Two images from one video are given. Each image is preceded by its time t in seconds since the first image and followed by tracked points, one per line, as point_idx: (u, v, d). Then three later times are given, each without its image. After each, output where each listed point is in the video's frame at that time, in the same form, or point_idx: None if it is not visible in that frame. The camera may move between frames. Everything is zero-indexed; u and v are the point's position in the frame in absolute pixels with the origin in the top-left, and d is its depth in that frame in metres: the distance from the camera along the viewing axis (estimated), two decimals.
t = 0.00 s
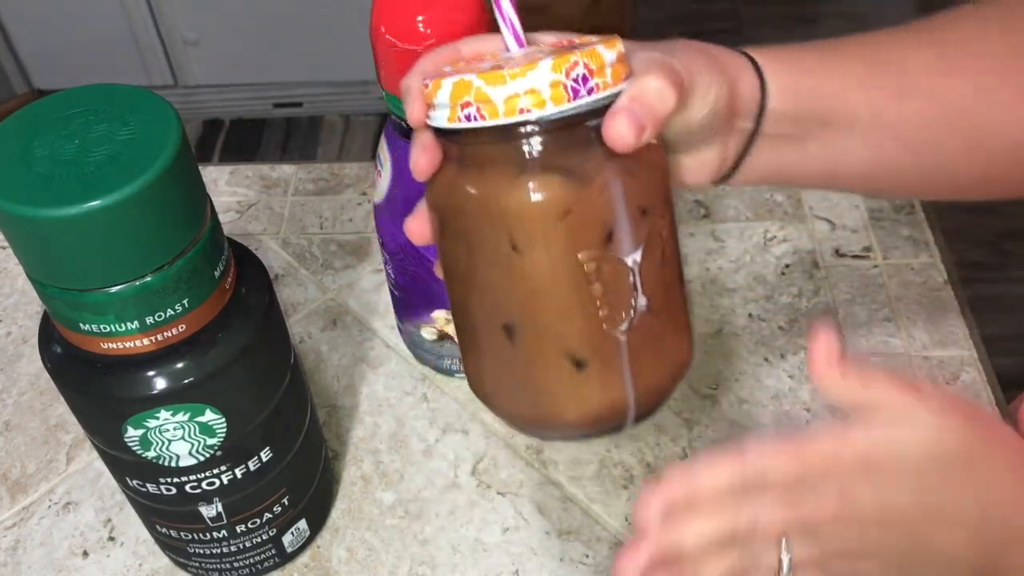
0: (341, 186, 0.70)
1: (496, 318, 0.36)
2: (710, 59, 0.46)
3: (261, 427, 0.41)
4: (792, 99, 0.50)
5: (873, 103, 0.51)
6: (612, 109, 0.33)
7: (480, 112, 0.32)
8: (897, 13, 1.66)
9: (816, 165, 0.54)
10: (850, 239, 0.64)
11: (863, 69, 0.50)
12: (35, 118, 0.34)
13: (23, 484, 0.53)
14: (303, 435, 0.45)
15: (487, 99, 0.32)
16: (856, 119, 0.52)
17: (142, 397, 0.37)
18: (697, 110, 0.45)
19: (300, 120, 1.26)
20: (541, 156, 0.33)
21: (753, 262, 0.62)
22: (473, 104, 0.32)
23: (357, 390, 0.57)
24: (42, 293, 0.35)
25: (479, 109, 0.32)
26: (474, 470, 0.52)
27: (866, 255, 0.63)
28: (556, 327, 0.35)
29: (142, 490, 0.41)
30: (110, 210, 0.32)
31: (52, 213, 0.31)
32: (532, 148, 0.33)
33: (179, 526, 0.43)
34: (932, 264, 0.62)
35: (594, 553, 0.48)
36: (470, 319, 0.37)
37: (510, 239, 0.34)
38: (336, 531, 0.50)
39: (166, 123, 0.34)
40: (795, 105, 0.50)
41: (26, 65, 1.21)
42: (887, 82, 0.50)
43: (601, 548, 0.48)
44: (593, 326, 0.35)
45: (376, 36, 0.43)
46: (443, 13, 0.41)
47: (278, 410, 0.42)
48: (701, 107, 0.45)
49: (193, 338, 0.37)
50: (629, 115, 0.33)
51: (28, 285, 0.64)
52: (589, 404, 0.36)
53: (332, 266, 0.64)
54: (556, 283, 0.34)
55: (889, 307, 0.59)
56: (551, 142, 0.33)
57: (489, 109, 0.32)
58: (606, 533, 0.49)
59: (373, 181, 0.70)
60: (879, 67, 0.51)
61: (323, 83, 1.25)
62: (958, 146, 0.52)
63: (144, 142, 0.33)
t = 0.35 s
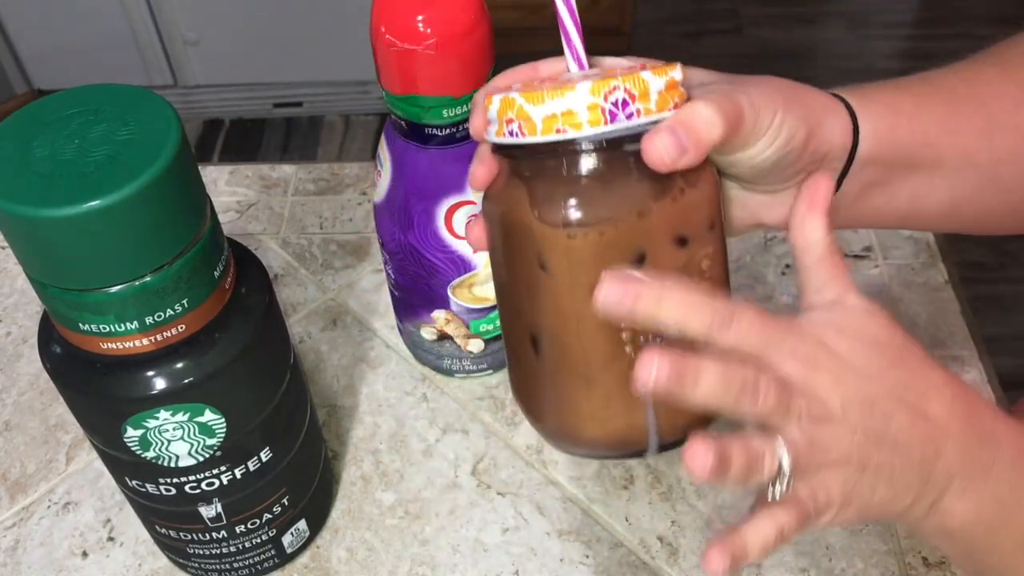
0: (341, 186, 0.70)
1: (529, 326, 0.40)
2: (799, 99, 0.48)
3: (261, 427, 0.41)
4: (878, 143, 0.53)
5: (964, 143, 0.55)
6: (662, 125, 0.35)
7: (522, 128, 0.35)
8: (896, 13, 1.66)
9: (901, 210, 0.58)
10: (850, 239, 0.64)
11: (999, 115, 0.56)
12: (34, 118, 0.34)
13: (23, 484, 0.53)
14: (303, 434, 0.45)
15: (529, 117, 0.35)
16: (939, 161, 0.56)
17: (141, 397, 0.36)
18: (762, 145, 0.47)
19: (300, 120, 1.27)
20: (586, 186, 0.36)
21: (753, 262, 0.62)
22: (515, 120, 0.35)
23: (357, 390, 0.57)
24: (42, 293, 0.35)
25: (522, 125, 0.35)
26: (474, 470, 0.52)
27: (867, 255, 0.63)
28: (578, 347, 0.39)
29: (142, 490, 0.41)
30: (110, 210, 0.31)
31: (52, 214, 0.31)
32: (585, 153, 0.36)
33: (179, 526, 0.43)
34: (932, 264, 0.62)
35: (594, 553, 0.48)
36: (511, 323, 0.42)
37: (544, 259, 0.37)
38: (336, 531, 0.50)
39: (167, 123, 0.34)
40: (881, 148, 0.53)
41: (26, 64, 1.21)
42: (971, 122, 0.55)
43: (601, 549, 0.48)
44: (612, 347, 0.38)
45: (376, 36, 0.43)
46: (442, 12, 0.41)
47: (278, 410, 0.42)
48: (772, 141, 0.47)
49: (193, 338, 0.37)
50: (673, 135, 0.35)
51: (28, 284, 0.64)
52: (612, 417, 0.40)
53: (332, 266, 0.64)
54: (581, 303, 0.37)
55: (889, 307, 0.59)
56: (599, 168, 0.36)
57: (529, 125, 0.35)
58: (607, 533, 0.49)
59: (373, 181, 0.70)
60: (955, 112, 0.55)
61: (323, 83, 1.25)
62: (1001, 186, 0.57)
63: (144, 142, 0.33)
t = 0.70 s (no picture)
0: (341, 186, 0.70)
1: (514, 233, 0.35)
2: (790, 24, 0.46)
3: (261, 427, 0.41)
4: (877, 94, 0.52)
5: (964, 98, 0.53)
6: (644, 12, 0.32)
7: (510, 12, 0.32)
8: (894, 13, 1.66)
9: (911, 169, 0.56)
10: (850, 239, 0.64)
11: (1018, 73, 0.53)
12: (34, 118, 0.34)
13: (23, 484, 0.53)
14: (303, 434, 0.45)
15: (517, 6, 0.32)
16: (939, 109, 0.53)
17: (141, 397, 0.36)
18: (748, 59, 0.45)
19: (300, 120, 1.27)
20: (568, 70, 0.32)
21: (753, 262, 0.62)
22: (503, 8, 0.33)
23: (357, 390, 0.57)
24: (41, 293, 0.35)
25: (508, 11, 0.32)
26: (474, 470, 0.52)
27: (867, 255, 0.63)
28: (568, 248, 0.33)
29: (142, 491, 0.41)
30: (110, 210, 0.31)
31: (52, 214, 0.31)
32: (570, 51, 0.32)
33: (179, 526, 0.43)
34: (932, 264, 0.62)
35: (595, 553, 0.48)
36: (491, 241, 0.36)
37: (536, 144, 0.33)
38: (336, 532, 0.50)
39: (167, 123, 0.34)
40: (875, 87, 0.51)
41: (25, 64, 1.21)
42: (973, 80, 0.53)
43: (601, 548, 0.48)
44: (606, 249, 0.33)
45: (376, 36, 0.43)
46: (443, 12, 0.41)
47: (278, 410, 0.42)
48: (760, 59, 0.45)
49: (193, 338, 0.37)
50: (663, 21, 0.32)
51: (28, 285, 0.64)
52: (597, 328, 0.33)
53: (332, 266, 0.64)
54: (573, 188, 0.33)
55: (889, 307, 0.59)
56: (587, 53, 0.32)
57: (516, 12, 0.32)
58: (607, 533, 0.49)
59: (373, 181, 0.70)
60: (960, 71, 0.53)
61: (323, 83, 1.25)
62: (1014, 145, 0.54)
63: (144, 142, 0.33)
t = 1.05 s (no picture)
0: (341, 186, 0.70)
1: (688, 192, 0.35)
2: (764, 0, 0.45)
3: (261, 427, 0.41)
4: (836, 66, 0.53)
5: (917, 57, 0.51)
6: None
7: None
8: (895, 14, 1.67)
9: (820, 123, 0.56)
10: (850, 240, 0.64)
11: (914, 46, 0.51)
12: (35, 118, 0.34)
13: (23, 484, 0.53)
14: (303, 433, 0.45)
15: None
16: (830, 63, 0.53)
17: (142, 397, 0.36)
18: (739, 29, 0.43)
19: (300, 120, 1.27)
20: (676, 22, 0.33)
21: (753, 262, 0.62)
22: None
23: (357, 390, 0.57)
24: (42, 293, 0.35)
25: None
26: (474, 470, 0.52)
27: (867, 255, 0.63)
28: (743, 193, 0.36)
29: (142, 491, 0.41)
30: (110, 210, 0.31)
31: (52, 214, 0.31)
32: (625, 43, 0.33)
33: (179, 526, 0.43)
34: (932, 265, 0.62)
35: (594, 553, 0.48)
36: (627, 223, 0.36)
37: (707, 100, 0.34)
38: (336, 532, 0.50)
39: (166, 123, 0.34)
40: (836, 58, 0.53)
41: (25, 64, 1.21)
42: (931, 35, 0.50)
43: (601, 548, 0.49)
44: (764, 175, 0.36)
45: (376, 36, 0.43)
46: (443, 13, 0.41)
47: (278, 410, 0.42)
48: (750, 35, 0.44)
49: (193, 338, 0.37)
50: None
51: (28, 285, 0.64)
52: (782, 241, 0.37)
53: (332, 266, 0.64)
54: (735, 136, 0.35)
55: (889, 307, 0.59)
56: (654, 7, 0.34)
57: None
58: (607, 533, 0.49)
59: (373, 181, 0.70)
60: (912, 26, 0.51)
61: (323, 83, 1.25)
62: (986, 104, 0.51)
63: (144, 142, 0.33)
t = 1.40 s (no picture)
0: (341, 186, 0.70)
1: (763, 117, 0.32)
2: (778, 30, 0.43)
3: (261, 427, 0.41)
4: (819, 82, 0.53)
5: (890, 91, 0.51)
6: None
7: None
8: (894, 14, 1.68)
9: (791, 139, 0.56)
10: (850, 240, 0.64)
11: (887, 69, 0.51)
12: (35, 117, 0.34)
13: (23, 484, 0.53)
14: (303, 433, 0.45)
15: None
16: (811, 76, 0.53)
17: (142, 397, 0.37)
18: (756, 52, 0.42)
19: (300, 120, 1.27)
20: None
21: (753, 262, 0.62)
22: None
23: (357, 390, 0.57)
24: (43, 293, 0.35)
25: None
26: (474, 470, 0.52)
27: (867, 255, 0.63)
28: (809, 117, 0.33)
29: (143, 491, 0.41)
30: (110, 210, 0.32)
31: (52, 214, 0.31)
32: None
33: (179, 526, 0.43)
34: (931, 265, 0.62)
35: (595, 553, 0.48)
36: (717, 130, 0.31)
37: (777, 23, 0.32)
38: (336, 532, 0.50)
39: (167, 123, 0.34)
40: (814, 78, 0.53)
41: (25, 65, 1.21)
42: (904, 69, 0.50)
43: (601, 548, 0.49)
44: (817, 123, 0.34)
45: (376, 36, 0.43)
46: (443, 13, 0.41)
47: (278, 410, 0.42)
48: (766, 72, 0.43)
49: (193, 338, 0.37)
50: None
51: (28, 285, 0.64)
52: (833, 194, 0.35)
53: (332, 266, 0.64)
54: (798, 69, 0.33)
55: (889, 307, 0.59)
56: None
57: None
58: (607, 532, 0.49)
59: (373, 181, 0.70)
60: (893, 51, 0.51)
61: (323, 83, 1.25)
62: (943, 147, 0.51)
63: (144, 142, 0.33)
